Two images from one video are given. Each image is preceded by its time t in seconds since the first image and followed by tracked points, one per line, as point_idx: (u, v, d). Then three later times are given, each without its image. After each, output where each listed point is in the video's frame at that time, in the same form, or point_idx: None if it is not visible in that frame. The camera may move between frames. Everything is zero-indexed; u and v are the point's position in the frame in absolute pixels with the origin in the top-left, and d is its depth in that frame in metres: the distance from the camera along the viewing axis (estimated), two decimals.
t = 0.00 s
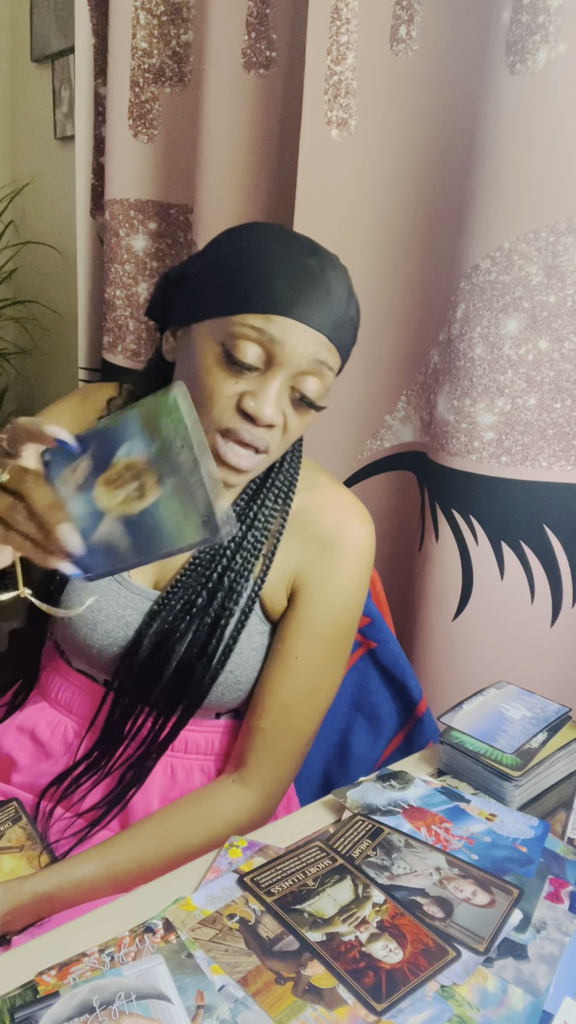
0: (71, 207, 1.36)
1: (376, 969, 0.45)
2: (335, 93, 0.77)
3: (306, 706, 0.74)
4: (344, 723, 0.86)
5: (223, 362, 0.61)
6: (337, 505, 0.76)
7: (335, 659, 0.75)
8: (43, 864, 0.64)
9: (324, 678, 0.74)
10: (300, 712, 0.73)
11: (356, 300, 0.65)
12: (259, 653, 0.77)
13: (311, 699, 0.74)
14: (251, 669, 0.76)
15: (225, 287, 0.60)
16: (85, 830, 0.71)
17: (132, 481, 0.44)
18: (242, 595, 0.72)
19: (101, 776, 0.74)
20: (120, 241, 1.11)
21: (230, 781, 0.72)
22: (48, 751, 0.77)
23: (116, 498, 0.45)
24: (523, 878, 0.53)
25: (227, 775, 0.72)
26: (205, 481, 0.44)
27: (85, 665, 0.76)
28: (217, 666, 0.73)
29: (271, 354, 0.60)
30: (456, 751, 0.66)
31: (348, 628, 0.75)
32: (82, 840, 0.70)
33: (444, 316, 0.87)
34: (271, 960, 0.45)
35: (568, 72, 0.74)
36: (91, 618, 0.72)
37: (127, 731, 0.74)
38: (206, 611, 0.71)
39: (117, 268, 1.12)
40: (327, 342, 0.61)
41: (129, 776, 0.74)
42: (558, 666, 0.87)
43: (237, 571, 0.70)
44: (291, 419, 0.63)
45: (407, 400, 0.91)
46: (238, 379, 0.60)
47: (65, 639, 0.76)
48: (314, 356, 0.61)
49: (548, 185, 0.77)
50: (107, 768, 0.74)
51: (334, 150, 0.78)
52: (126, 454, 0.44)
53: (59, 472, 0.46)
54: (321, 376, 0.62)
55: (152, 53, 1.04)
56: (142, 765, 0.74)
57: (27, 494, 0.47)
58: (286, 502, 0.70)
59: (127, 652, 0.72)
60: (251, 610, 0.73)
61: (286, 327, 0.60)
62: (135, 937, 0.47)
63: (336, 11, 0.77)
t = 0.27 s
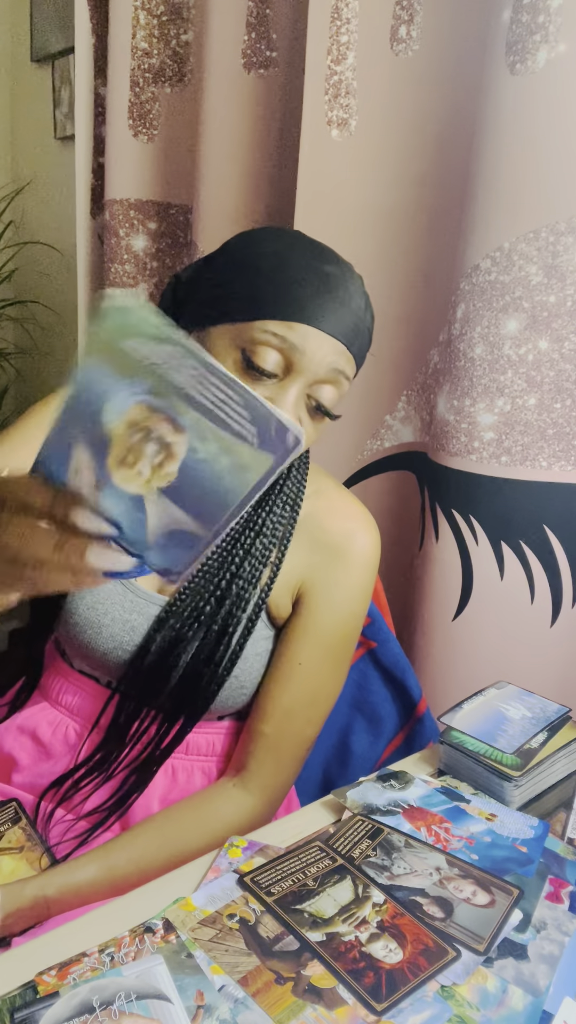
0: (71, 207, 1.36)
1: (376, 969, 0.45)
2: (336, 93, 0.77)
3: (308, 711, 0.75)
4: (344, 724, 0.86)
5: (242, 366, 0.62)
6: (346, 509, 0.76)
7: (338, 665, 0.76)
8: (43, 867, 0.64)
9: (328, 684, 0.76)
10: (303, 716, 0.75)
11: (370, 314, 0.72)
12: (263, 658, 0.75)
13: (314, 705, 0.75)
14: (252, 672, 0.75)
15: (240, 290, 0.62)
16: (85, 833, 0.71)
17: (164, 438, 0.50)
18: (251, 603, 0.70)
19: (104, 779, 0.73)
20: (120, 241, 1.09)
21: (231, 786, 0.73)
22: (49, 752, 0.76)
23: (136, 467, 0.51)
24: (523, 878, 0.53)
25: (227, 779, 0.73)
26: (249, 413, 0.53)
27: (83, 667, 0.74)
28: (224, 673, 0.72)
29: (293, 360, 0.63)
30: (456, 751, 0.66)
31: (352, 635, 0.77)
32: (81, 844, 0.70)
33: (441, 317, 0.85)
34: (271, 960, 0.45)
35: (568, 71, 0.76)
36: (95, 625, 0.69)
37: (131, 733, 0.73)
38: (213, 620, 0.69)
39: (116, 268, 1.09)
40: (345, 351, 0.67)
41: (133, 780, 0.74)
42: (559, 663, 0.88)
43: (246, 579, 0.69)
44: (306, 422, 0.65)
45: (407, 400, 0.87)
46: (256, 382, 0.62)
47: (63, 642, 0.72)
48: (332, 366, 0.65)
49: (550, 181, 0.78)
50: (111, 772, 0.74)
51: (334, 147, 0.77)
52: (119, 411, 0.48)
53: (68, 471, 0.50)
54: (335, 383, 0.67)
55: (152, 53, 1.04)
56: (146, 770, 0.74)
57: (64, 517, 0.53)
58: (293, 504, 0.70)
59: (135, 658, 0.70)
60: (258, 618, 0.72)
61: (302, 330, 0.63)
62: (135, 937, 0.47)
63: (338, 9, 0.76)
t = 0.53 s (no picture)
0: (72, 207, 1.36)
1: (376, 969, 0.45)
2: (336, 93, 0.88)
3: (308, 717, 0.74)
4: (344, 723, 0.86)
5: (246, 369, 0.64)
6: (346, 514, 0.79)
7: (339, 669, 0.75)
8: (44, 867, 0.64)
9: (329, 688, 0.75)
10: (302, 723, 0.73)
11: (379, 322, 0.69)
12: (265, 661, 0.77)
13: (314, 710, 0.74)
14: (256, 676, 0.76)
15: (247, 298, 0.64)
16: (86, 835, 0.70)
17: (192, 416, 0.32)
18: (254, 606, 0.73)
19: (105, 781, 0.73)
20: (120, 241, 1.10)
21: (231, 790, 0.71)
22: (49, 751, 0.77)
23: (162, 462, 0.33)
24: (523, 878, 0.53)
25: (228, 783, 0.72)
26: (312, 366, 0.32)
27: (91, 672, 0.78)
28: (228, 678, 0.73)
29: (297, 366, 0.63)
30: (456, 751, 0.66)
31: (352, 640, 0.76)
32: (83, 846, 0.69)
33: (444, 317, 0.87)
34: (270, 960, 0.45)
35: (569, 70, 0.71)
36: (100, 625, 0.75)
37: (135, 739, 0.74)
38: (218, 622, 0.73)
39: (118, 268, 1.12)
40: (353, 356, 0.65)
41: (134, 784, 0.73)
42: (559, 667, 0.86)
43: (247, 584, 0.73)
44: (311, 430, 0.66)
45: (407, 400, 0.94)
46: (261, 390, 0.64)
47: (72, 647, 0.78)
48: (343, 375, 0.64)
49: (552, 177, 0.74)
50: (114, 774, 0.73)
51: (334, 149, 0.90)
52: (125, 395, 0.31)
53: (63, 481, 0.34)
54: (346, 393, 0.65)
55: (152, 53, 1.03)
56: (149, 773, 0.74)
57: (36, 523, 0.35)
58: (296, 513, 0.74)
59: (142, 662, 0.74)
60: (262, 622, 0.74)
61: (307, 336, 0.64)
62: (135, 937, 0.47)
63: (337, 11, 0.85)
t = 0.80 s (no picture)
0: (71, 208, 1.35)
1: (376, 969, 0.45)
2: (335, 93, 0.88)
3: (310, 718, 0.74)
4: (344, 723, 0.86)
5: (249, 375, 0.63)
6: (349, 515, 0.78)
7: (339, 670, 0.75)
8: (43, 868, 0.64)
9: (330, 690, 0.75)
10: (304, 724, 0.74)
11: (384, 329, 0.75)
12: (266, 663, 0.77)
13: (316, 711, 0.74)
14: (256, 678, 0.77)
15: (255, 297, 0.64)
16: (88, 835, 0.70)
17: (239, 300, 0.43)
18: (255, 610, 0.74)
19: (106, 781, 0.73)
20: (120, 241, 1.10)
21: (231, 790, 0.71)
22: (49, 751, 0.76)
23: (214, 373, 0.45)
24: (523, 878, 0.53)
25: (228, 785, 0.72)
26: (308, 198, 0.42)
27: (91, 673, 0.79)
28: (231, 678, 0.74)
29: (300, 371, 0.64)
30: (456, 751, 0.66)
31: (353, 641, 0.76)
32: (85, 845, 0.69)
33: (444, 317, 0.87)
34: (270, 960, 0.45)
35: (569, 70, 0.71)
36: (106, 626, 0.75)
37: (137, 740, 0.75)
38: (221, 626, 0.74)
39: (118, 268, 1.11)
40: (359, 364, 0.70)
41: (135, 785, 0.73)
42: (559, 668, 0.86)
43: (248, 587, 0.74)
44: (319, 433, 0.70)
45: (406, 400, 0.94)
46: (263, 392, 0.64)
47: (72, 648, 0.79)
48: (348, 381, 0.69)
49: (550, 177, 0.74)
50: (114, 773, 0.74)
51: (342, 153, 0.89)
52: (177, 301, 0.43)
53: (137, 427, 0.45)
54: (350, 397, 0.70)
55: (152, 53, 1.02)
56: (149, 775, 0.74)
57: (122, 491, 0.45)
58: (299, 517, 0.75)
59: (144, 664, 0.74)
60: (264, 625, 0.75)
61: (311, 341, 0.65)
62: (135, 937, 0.47)
63: (338, 11, 0.86)
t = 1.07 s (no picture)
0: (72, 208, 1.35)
1: (376, 969, 0.45)
2: (336, 93, 0.89)
3: (311, 718, 0.74)
4: (345, 723, 0.86)
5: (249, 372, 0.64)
6: (351, 515, 0.78)
7: (341, 670, 0.75)
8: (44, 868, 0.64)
9: (331, 690, 0.75)
10: (305, 724, 0.73)
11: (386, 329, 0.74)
12: (267, 663, 0.77)
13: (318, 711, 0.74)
14: (257, 678, 0.77)
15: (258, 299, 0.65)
16: (88, 835, 0.70)
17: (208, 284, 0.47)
18: (258, 611, 0.74)
19: (107, 781, 0.73)
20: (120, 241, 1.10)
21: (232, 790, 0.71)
22: (50, 751, 0.77)
23: (191, 362, 0.48)
24: (523, 878, 0.53)
25: (229, 785, 0.72)
26: (263, 175, 0.46)
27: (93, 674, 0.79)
28: (233, 679, 0.74)
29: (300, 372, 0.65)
30: (456, 751, 0.66)
31: (355, 641, 0.76)
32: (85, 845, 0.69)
33: (443, 317, 0.87)
34: (271, 960, 0.45)
35: (568, 70, 0.71)
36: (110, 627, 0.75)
37: (140, 740, 0.74)
38: (223, 627, 0.74)
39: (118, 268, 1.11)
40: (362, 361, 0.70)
41: (136, 785, 0.73)
42: (559, 668, 0.86)
43: (250, 587, 0.74)
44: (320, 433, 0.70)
45: (406, 400, 0.94)
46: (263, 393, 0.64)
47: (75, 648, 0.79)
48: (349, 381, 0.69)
49: (550, 176, 0.74)
50: (115, 774, 0.73)
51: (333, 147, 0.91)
52: (146, 289, 0.47)
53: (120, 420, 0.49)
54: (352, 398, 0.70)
55: (152, 54, 1.03)
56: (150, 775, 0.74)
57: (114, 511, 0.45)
58: (301, 517, 0.75)
59: (147, 664, 0.74)
60: (266, 626, 0.75)
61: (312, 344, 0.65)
62: (135, 937, 0.47)
63: (337, 11, 0.87)
